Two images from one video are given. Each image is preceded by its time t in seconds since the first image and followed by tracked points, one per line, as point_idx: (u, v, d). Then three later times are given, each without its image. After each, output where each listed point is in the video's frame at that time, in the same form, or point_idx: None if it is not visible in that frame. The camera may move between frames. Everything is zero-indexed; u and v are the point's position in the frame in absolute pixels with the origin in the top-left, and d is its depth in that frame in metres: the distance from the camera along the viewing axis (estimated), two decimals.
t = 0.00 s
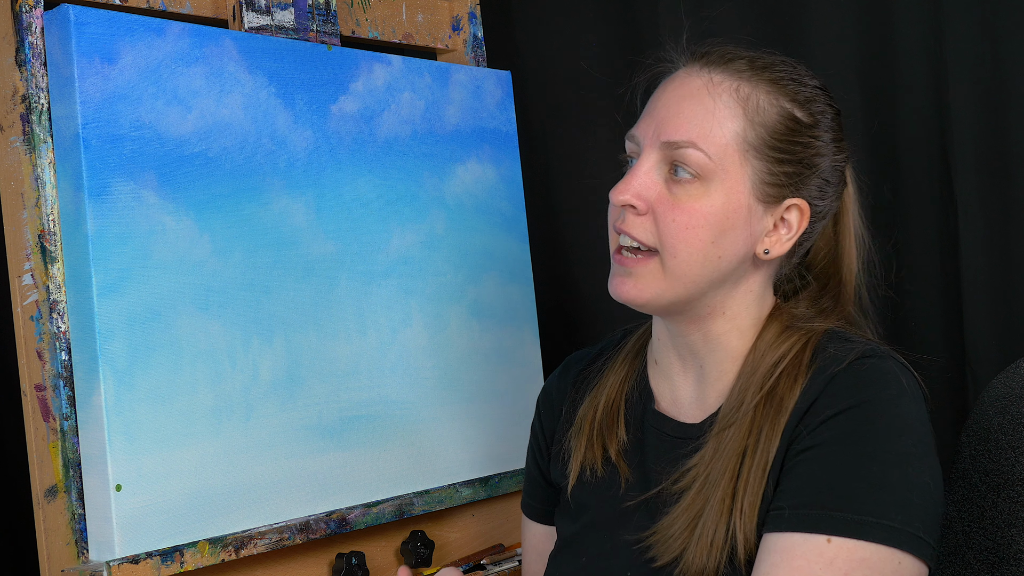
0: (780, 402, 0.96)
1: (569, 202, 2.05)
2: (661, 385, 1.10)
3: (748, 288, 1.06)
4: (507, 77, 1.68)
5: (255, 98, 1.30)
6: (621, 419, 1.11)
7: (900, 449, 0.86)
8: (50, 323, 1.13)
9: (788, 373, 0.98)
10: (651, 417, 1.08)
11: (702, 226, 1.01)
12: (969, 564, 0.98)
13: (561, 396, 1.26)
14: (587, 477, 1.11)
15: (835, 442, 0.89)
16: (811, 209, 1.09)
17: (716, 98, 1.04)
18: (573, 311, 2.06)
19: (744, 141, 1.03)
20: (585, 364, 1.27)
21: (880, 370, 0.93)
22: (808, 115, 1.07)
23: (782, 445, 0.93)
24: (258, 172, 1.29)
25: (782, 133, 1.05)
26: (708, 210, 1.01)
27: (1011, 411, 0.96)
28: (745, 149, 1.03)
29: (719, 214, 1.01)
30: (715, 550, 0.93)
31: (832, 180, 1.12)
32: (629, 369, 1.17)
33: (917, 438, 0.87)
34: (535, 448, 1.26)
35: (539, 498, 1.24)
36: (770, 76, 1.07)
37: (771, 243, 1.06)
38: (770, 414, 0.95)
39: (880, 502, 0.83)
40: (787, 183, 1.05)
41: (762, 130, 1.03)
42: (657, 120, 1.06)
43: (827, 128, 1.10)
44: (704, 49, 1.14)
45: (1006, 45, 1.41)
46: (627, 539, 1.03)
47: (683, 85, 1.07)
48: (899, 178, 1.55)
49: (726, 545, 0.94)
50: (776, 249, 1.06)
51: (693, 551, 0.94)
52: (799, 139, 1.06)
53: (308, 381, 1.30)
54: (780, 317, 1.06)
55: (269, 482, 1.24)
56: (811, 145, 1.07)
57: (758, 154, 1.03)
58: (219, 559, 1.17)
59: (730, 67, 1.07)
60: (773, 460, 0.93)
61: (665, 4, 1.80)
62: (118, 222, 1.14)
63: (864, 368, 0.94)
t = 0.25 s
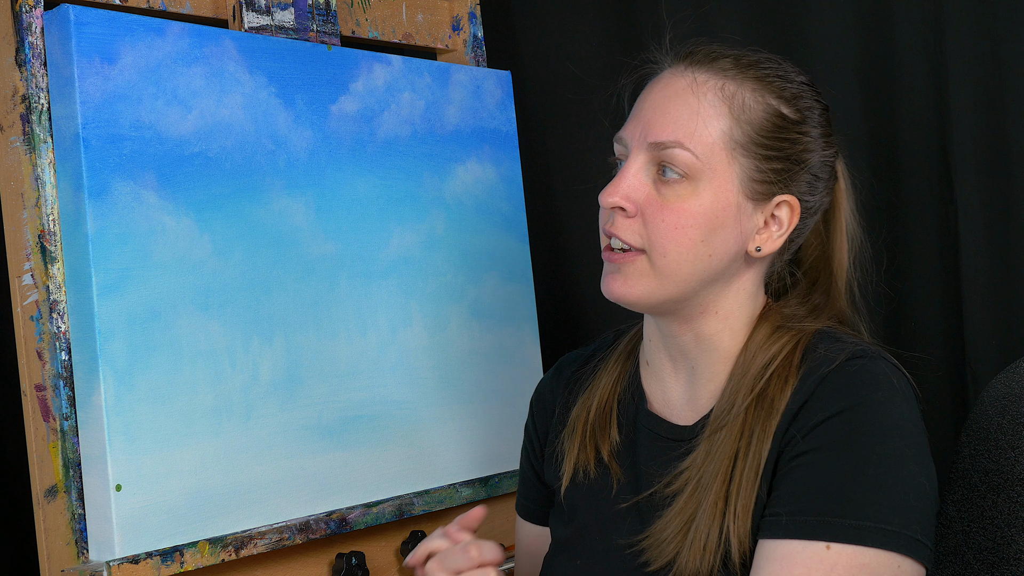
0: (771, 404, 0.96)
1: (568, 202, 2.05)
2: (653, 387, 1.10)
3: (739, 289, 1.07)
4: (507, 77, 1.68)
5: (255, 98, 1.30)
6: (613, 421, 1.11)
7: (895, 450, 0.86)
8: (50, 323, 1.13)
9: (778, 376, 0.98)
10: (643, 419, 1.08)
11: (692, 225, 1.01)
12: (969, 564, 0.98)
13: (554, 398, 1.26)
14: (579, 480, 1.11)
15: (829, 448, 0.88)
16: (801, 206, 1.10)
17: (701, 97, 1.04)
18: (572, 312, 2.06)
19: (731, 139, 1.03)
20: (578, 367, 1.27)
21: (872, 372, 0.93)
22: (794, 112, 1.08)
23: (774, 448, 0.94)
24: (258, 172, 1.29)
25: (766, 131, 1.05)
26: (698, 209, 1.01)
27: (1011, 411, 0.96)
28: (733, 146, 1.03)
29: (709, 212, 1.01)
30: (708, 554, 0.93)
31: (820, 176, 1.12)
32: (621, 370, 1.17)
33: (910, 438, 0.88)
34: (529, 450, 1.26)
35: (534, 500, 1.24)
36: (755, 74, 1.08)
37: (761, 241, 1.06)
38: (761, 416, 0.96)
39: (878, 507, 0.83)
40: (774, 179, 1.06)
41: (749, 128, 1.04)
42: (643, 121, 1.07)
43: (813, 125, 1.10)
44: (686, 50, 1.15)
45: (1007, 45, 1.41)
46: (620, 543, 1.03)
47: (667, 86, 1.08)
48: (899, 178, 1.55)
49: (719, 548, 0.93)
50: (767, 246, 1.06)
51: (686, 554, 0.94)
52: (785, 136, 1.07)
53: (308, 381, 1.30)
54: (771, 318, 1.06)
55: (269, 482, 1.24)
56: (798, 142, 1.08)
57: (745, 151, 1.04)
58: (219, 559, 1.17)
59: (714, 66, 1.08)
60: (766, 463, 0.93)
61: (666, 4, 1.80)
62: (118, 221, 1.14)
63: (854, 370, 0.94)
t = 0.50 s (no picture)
0: (768, 403, 0.96)
1: (569, 202, 2.05)
2: (651, 386, 1.09)
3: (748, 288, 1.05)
4: (507, 77, 1.68)
5: (255, 98, 1.30)
6: (610, 422, 1.11)
7: (894, 453, 0.87)
8: (50, 323, 1.13)
9: (777, 373, 0.98)
10: (641, 419, 1.08)
11: (726, 233, 0.99)
12: (969, 564, 0.98)
13: (550, 396, 1.26)
14: (577, 480, 1.11)
15: (828, 450, 0.89)
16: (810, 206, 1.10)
17: (728, 103, 1.01)
18: (572, 311, 2.06)
19: (758, 146, 1.01)
20: (575, 365, 1.26)
21: (870, 373, 0.93)
22: (808, 116, 1.06)
23: (771, 449, 0.94)
24: (258, 172, 1.29)
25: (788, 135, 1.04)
26: (731, 217, 0.99)
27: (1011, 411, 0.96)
28: (760, 153, 1.01)
29: (741, 220, 1.00)
30: (705, 551, 0.94)
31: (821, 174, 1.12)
32: (618, 370, 1.17)
33: (908, 440, 0.88)
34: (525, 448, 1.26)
35: (531, 498, 1.24)
36: (774, 79, 1.05)
37: (780, 244, 1.06)
38: (759, 414, 0.96)
39: (877, 510, 0.83)
40: (796, 181, 1.05)
41: (772, 134, 1.02)
42: (667, 126, 1.02)
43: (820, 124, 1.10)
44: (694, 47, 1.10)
45: (1006, 46, 1.41)
46: (618, 541, 1.03)
47: (688, 89, 1.03)
48: (899, 178, 1.55)
49: (716, 545, 0.95)
50: (784, 249, 1.06)
51: (684, 552, 0.95)
52: (802, 141, 1.06)
53: (308, 381, 1.30)
54: (768, 315, 1.06)
55: (269, 482, 1.24)
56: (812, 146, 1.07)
57: (771, 158, 1.02)
58: (218, 559, 1.17)
59: (734, 70, 1.04)
60: (762, 464, 0.94)
61: (666, 4, 1.80)
62: (118, 222, 1.14)
63: (853, 371, 0.93)
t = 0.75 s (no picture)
0: (778, 401, 0.96)
1: (569, 202, 2.05)
2: (654, 390, 1.10)
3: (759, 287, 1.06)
4: (507, 77, 1.68)
5: (255, 98, 1.30)
6: (607, 430, 1.11)
7: (905, 450, 0.86)
8: (50, 323, 1.13)
9: (788, 367, 0.98)
10: (643, 425, 1.07)
11: (754, 233, 1.00)
12: (970, 564, 0.98)
13: (548, 401, 1.26)
14: (578, 487, 1.11)
15: (842, 447, 0.88)
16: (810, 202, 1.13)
17: (748, 105, 1.03)
18: (572, 311, 2.06)
19: (777, 146, 1.04)
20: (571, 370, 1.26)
21: (880, 371, 0.93)
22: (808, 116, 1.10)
23: (781, 452, 0.94)
24: (258, 172, 1.29)
25: (797, 136, 1.08)
26: (758, 216, 1.00)
27: (1011, 411, 0.96)
28: (779, 153, 1.04)
29: (766, 218, 1.01)
30: (723, 545, 0.93)
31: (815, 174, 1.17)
32: (615, 375, 1.17)
33: (920, 437, 0.88)
34: (522, 451, 1.26)
35: (532, 504, 1.24)
36: (781, 80, 1.08)
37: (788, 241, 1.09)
38: (771, 410, 0.95)
39: (890, 505, 0.83)
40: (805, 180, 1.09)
41: (785, 134, 1.05)
42: (692, 128, 1.02)
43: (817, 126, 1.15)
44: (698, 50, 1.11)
45: (1006, 45, 1.41)
46: (632, 538, 1.02)
47: (708, 91, 1.04)
48: (899, 178, 1.55)
49: (734, 539, 0.93)
50: (794, 244, 1.10)
51: (703, 547, 0.94)
52: (806, 141, 1.09)
53: (308, 381, 1.30)
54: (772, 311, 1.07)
55: (269, 482, 1.24)
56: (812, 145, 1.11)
57: (786, 158, 1.05)
58: (219, 559, 1.17)
59: (748, 71, 1.06)
60: (773, 465, 0.93)
61: (666, 4, 1.80)
62: (118, 222, 1.14)
63: (864, 369, 0.94)
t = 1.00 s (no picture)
0: (790, 400, 0.96)
1: (569, 202, 2.04)
2: (665, 390, 1.09)
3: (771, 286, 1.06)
4: (507, 77, 1.68)
5: (255, 98, 1.30)
6: (616, 430, 1.11)
7: (916, 451, 0.87)
8: (50, 323, 1.13)
9: (800, 367, 0.98)
10: (655, 422, 1.07)
11: (763, 231, 1.00)
12: (970, 564, 0.98)
13: (558, 399, 1.26)
14: (586, 485, 1.11)
15: (854, 447, 0.88)
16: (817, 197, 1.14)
17: (751, 103, 1.03)
18: (572, 311, 2.06)
19: (782, 143, 1.04)
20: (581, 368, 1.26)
21: (892, 371, 0.94)
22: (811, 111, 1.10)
23: (793, 449, 0.94)
24: (258, 172, 1.29)
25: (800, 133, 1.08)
26: (767, 214, 1.00)
27: (1011, 411, 0.96)
28: (784, 150, 1.04)
29: (775, 216, 1.01)
30: (732, 542, 0.93)
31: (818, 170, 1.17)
32: (624, 374, 1.17)
33: (931, 440, 0.88)
34: (530, 448, 1.26)
35: (540, 501, 1.23)
36: (782, 77, 1.08)
37: (798, 237, 1.09)
38: (782, 409, 0.96)
39: (901, 507, 0.83)
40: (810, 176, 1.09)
41: (789, 130, 1.06)
42: (697, 131, 1.02)
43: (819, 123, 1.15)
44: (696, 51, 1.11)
45: (1007, 45, 1.41)
46: (643, 535, 1.02)
47: (710, 93, 1.04)
48: (899, 178, 1.55)
49: (742, 536, 0.94)
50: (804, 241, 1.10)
51: (711, 544, 0.94)
52: (810, 135, 1.09)
53: (308, 381, 1.30)
54: (784, 309, 1.07)
55: (269, 482, 1.24)
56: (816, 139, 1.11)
57: (792, 154, 1.05)
58: (218, 559, 1.17)
59: (748, 70, 1.06)
60: (784, 464, 0.94)
61: (666, 4, 1.80)
62: (118, 222, 1.14)
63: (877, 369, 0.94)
